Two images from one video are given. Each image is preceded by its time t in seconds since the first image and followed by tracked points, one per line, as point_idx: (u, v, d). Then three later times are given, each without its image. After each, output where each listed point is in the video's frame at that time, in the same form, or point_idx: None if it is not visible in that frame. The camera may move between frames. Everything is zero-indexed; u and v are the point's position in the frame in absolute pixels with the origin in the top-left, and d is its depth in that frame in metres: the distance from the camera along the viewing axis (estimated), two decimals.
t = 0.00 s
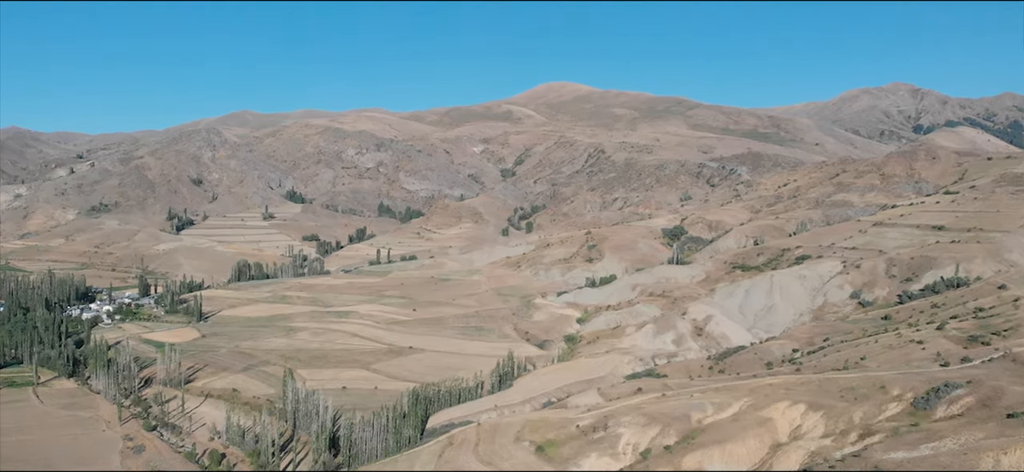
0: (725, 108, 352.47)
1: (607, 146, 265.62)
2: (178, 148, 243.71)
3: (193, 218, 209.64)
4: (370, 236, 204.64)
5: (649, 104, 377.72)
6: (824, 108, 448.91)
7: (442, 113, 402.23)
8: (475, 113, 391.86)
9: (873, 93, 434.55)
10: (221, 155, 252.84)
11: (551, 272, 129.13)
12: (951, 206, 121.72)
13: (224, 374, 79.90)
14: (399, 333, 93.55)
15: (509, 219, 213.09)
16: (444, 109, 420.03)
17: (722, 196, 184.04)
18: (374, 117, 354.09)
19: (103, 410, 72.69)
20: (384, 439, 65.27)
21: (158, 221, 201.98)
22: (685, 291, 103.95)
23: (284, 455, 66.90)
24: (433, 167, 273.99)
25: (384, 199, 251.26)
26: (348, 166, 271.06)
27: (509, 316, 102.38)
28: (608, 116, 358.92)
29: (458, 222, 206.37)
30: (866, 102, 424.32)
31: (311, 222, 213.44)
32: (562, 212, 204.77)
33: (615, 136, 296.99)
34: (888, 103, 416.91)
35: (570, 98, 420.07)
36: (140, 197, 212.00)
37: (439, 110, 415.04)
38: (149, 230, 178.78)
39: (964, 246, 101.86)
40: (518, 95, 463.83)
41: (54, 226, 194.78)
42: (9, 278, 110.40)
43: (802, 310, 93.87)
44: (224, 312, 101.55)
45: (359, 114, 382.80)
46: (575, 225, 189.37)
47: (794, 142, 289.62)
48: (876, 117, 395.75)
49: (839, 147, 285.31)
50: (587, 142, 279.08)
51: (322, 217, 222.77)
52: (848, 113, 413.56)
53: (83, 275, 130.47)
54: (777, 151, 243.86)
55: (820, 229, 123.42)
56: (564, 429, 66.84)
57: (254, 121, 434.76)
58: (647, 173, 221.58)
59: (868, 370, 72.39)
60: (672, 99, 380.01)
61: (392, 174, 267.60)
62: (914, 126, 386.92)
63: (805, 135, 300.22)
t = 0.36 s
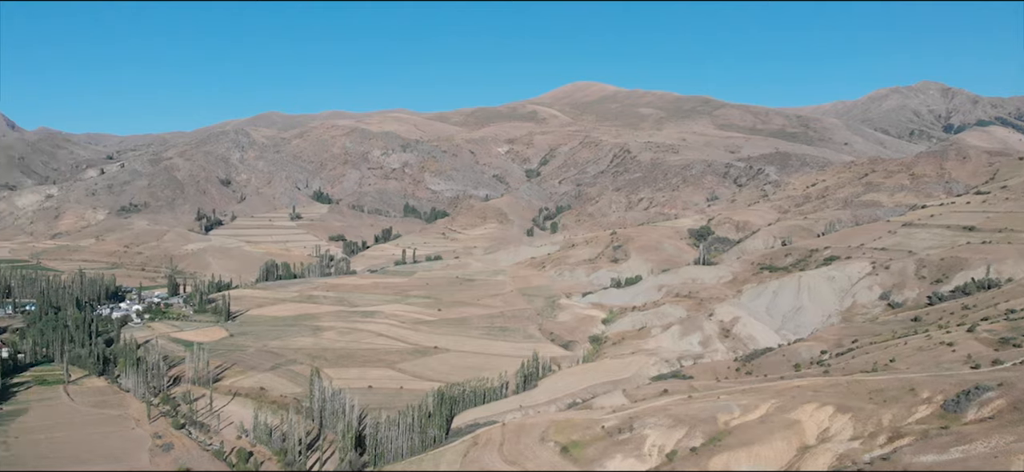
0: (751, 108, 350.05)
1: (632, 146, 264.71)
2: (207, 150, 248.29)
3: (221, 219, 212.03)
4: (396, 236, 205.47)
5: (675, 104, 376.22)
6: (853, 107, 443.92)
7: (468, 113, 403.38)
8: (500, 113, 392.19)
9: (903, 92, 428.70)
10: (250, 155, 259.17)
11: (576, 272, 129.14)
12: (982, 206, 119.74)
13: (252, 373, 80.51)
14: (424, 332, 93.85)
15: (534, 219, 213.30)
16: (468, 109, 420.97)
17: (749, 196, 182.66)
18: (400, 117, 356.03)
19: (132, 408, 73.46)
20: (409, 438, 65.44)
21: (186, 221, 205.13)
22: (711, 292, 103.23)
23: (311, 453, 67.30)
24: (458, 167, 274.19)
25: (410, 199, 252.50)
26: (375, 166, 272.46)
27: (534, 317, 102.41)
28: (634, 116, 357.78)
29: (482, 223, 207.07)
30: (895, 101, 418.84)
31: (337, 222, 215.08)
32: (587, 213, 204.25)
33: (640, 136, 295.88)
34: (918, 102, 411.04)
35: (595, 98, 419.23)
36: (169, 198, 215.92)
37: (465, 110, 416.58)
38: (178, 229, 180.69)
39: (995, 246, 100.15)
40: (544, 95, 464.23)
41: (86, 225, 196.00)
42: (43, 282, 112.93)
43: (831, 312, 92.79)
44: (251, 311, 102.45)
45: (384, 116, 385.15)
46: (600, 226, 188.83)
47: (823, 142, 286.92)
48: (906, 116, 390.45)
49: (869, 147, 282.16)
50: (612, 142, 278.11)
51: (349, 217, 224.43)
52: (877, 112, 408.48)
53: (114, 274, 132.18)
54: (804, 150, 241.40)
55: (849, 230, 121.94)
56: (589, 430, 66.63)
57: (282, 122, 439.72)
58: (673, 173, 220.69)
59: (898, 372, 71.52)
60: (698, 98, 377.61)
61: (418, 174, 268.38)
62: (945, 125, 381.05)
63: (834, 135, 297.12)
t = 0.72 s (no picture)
0: (780, 107, 347.07)
1: (659, 146, 263.50)
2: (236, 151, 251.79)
3: (251, 218, 214.54)
4: (422, 236, 206.28)
5: (702, 103, 374.10)
6: (883, 106, 438.09)
7: (494, 113, 403.96)
8: (526, 113, 392.06)
9: (935, 90, 422.11)
10: (279, 157, 260.90)
11: (603, 272, 129.02)
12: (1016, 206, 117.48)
13: (281, 371, 81.14)
14: (450, 332, 94.13)
15: (560, 219, 213.42)
16: (493, 109, 421.35)
17: (778, 196, 180.98)
18: (427, 118, 357.45)
19: (163, 406, 74.31)
20: (436, 437, 65.54)
21: (216, 221, 208.05)
22: (740, 293, 102.53)
23: (339, 451, 67.66)
24: (484, 167, 274.36)
25: (436, 199, 253.54)
26: (402, 167, 273.68)
27: (560, 317, 102.41)
28: (661, 116, 356.28)
29: (508, 222, 207.78)
30: (928, 99, 412.10)
31: (364, 222, 216.56)
32: (614, 213, 203.62)
33: (667, 135, 294.48)
34: (951, 100, 404.37)
35: (622, 97, 417.86)
36: (199, 198, 219.79)
37: (491, 110, 417.40)
38: (208, 229, 182.26)
39: None
40: (570, 95, 463.77)
41: (117, 225, 202.63)
42: (77, 282, 114.97)
43: (861, 313, 91.71)
44: (280, 310, 103.28)
45: (411, 116, 387.00)
46: (627, 226, 188.07)
47: (853, 141, 283.67)
48: (938, 114, 384.68)
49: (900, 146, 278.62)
50: (640, 142, 276.79)
51: (377, 217, 225.98)
52: (908, 111, 402.81)
53: (145, 273, 133.94)
54: (833, 149, 238.47)
55: (879, 230, 120.29)
56: (616, 431, 66.36)
57: (310, 123, 443.74)
58: (701, 173, 219.53)
59: (929, 374, 70.57)
60: (726, 97, 374.62)
61: (444, 174, 269.06)
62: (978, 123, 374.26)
63: (864, 134, 293.53)
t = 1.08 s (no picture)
0: (809, 106, 343.64)
1: (687, 145, 262.00)
2: (266, 151, 256.04)
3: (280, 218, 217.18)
4: (448, 236, 206.95)
5: (730, 102, 371.47)
6: (915, 105, 431.74)
7: (520, 113, 404.16)
8: (553, 113, 391.50)
9: (968, 88, 415.07)
10: (307, 157, 262.34)
11: (630, 272, 128.69)
12: None
13: (308, 370, 81.68)
14: (476, 332, 94.34)
15: (587, 220, 213.39)
16: (519, 110, 421.61)
17: (808, 196, 179.31)
18: (454, 119, 358.39)
19: (193, 404, 75.05)
20: (462, 437, 65.57)
21: (245, 221, 210.43)
22: (769, 294, 101.77)
23: (366, 450, 67.90)
24: (510, 168, 274.37)
25: (462, 200, 254.22)
26: (428, 167, 274.56)
27: (586, 318, 102.38)
28: (689, 115, 354.60)
29: (535, 223, 208.58)
30: (962, 97, 405.11)
31: (391, 222, 217.68)
32: (641, 213, 202.94)
33: (695, 135, 292.87)
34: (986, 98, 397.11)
35: (650, 97, 416.04)
36: (229, 198, 224.33)
37: (517, 111, 417.78)
38: (238, 229, 183.69)
39: None
40: (597, 95, 463.04)
41: (148, 225, 206.15)
42: (108, 281, 116.87)
43: (892, 315, 90.65)
44: (308, 310, 104.07)
45: (437, 117, 388.56)
46: (654, 226, 187.27)
47: (883, 141, 280.05)
48: (971, 113, 378.20)
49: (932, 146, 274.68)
50: (666, 142, 275.22)
51: (403, 217, 227.08)
52: (940, 110, 396.75)
53: (176, 273, 135.68)
54: (864, 149, 235.44)
55: (910, 231, 118.59)
56: (643, 433, 65.97)
57: (338, 123, 447.30)
58: (729, 173, 218.19)
59: (961, 377, 69.58)
60: (754, 97, 371.57)
61: (470, 175, 269.52)
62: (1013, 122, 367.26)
63: (895, 133, 289.68)
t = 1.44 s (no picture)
0: (837, 104, 339.72)
1: (714, 145, 260.25)
2: (293, 152, 258.67)
3: (307, 218, 219.31)
4: (473, 235, 207.35)
5: (757, 101, 368.54)
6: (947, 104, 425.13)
7: (545, 113, 403.84)
8: (579, 113, 390.59)
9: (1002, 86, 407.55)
10: (334, 158, 264.39)
11: (655, 272, 128.28)
12: None
13: (335, 369, 82.13)
14: (500, 332, 94.54)
15: (612, 219, 213.07)
16: (545, 110, 421.55)
17: (837, 196, 177.58)
18: (480, 119, 359.02)
19: (221, 402, 75.72)
20: (487, 437, 65.52)
21: (273, 221, 212.31)
22: (797, 295, 101.03)
23: (391, 449, 68.10)
24: (535, 167, 274.12)
25: (487, 199, 254.72)
26: (453, 167, 275.18)
27: (612, 319, 102.27)
28: (717, 114, 352.94)
29: (560, 223, 209.02)
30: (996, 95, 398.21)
31: (417, 222, 218.53)
32: (667, 213, 202.02)
33: (722, 134, 291.00)
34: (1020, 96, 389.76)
35: (677, 96, 413.97)
36: (258, 198, 227.01)
37: (542, 111, 417.63)
38: (266, 229, 184.99)
39: None
40: (623, 94, 461.61)
41: (177, 225, 208.79)
42: (138, 280, 118.60)
43: (922, 316, 89.55)
44: (335, 309, 104.78)
45: (463, 117, 389.72)
46: (679, 226, 186.46)
47: (913, 140, 276.23)
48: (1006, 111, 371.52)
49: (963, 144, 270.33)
50: (693, 141, 273.53)
51: (428, 217, 227.90)
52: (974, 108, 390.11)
53: (204, 272, 137.21)
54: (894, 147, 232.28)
55: (941, 231, 116.86)
56: (669, 434, 65.58)
57: (364, 124, 450.23)
58: (757, 173, 216.70)
59: (992, 379, 68.55)
60: (782, 95, 368.22)
61: (495, 174, 269.71)
62: None
63: (926, 132, 285.45)
